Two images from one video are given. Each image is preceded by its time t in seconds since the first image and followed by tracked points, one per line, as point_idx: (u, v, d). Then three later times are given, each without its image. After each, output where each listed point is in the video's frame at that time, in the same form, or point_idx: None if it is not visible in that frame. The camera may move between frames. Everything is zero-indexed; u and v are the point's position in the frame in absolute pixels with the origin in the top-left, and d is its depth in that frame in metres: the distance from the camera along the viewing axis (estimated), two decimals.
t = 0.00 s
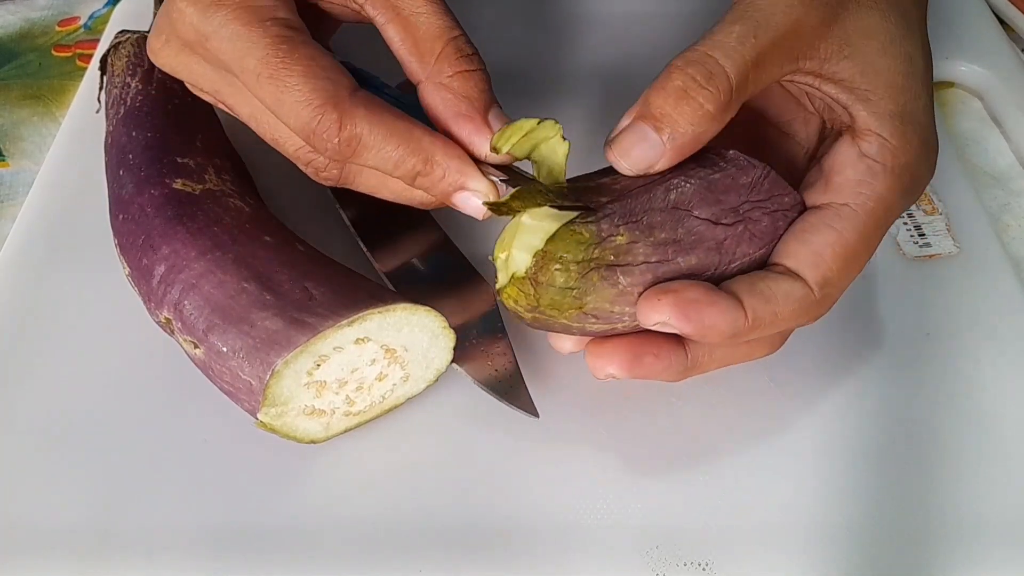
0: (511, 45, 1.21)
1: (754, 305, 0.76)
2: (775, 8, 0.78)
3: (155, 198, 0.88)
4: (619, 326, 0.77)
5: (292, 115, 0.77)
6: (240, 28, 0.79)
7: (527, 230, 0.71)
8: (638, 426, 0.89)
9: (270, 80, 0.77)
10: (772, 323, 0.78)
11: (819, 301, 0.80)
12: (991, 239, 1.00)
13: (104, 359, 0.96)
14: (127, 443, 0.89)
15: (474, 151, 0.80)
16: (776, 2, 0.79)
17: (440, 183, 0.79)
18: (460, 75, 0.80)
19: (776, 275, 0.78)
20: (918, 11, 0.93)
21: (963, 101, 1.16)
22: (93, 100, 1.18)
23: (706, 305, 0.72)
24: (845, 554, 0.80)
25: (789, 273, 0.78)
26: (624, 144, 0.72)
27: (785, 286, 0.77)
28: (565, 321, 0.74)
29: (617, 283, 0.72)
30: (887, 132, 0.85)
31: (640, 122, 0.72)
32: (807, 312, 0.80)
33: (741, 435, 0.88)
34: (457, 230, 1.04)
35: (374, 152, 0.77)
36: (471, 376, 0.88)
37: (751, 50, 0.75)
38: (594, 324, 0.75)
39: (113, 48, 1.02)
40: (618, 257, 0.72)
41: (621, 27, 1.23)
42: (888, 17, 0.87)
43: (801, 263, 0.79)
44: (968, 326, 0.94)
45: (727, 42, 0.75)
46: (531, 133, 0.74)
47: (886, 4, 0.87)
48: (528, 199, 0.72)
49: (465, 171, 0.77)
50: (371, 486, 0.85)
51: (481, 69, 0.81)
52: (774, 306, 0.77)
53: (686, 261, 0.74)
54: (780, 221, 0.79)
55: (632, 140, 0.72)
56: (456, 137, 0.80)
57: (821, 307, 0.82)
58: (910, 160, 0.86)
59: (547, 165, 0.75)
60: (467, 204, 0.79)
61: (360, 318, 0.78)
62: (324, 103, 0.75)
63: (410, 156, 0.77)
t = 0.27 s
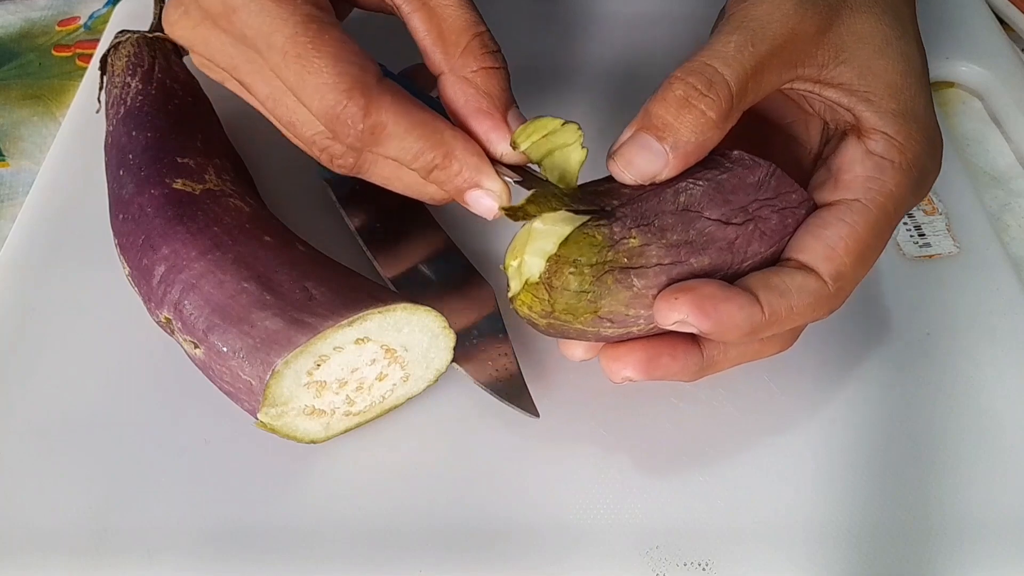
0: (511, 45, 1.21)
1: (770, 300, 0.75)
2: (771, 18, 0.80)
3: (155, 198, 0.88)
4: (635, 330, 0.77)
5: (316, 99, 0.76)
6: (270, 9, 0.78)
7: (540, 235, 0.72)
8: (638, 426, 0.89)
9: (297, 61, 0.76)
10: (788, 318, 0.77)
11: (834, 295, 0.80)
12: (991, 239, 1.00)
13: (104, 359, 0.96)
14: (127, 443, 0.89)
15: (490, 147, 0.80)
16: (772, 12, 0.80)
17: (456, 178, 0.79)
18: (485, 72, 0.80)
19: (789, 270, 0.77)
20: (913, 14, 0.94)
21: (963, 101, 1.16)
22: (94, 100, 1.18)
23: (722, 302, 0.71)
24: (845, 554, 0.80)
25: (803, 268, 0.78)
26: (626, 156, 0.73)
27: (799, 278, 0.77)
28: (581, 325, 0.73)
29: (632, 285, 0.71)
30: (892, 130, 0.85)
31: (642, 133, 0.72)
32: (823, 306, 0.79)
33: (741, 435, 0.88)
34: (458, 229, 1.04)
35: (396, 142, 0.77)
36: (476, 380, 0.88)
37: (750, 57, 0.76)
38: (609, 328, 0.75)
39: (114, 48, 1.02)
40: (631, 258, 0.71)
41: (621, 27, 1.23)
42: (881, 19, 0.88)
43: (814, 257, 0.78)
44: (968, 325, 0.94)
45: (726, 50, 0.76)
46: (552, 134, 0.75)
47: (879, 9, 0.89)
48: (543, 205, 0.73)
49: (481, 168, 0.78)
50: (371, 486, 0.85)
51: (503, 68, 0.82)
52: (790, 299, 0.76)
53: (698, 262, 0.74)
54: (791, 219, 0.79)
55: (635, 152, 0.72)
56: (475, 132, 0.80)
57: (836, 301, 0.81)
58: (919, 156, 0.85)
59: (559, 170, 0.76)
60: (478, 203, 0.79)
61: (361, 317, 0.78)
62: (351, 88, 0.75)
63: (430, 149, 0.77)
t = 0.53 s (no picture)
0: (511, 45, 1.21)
1: (765, 313, 0.75)
2: (766, 30, 0.79)
3: (155, 198, 0.88)
4: (632, 339, 0.77)
5: (329, 103, 0.76)
6: (281, 14, 0.77)
7: (539, 243, 0.72)
8: (638, 426, 0.89)
9: (311, 64, 0.75)
10: (784, 330, 0.77)
11: (832, 307, 0.80)
12: (991, 239, 1.00)
13: (104, 359, 0.96)
14: (127, 442, 0.89)
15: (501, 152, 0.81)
16: (767, 24, 0.80)
17: (466, 183, 0.80)
18: (497, 79, 0.81)
19: (786, 281, 0.77)
20: (915, 14, 0.93)
21: (963, 101, 1.16)
22: (94, 100, 1.18)
23: (716, 315, 0.72)
24: (845, 553, 0.80)
25: (801, 280, 0.78)
26: (622, 171, 0.73)
27: (797, 292, 0.77)
28: (576, 335, 0.74)
29: (627, 298, 0.72)
30: (893, 138, 0.85)
31: (638, 148, 0.73)
32: (821, 318, 0.80)
33: (741, 435, 0.88)
34: (458, 229, 1.04)
35: (408, 146, 0.78)
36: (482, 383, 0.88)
37: (746, 70, 0.76)
38: (605, 337, 0.76)
39: (114, 48, 1.02)
40: (628, 271, 0.72)
41: (621, 27, 1.23)
42: (883, 26, 0.87)
43: (814, 269, 0.78)
44: (968, 325, 0.94)
45: (721, 63, 0.76)
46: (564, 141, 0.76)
47: (880, 13, 0.88)
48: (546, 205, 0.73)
49: (492, 175, 0.79)
50: (371, 485, 0.85)
51: (514, 76, 0.83)
52: (786, 311, 0.76)
53: (695, 276, 0.74)
54: (792, 233, 0.79)
55: (630, 166, 0.73)
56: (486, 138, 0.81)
57: (834, 312, 0.81)
58: (921, 164, 0.85)
59: (567, 177, 0.77)
60: (487, 208, 0.80)
61: (360, 318, 0.78)
62: (365, 92, 0.74)
63: (443, 154, 0.78)
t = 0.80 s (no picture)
0: (511, 45, 1.21)
1: (750, 303, 0.75)
2: (745, 26, 0.80)
3: (155, 198, 0.88)
4: (616, 336, 0.77)
5: (296, 109, 0.77)
6: (252, 22, 0.79)
7: (519, 246, 0.72)
8: (638, 426, 0.89)
9: (276, 73, 0.77)
10: (769, 321, 0.77)
11: (816, 298, 0.80)
12: (991, 239, 1.00)
13: (104, 358, 0.96)
14: (127, 442, 0.89)
15: (471, 155, 0.80)
16: (746, 20, 0.80)
17: (435, 187, 0.78)
18: (459, 80, 0.79)
19: (771, 273, 0.78)
20: (896, 12, 0.94)
21: (963, 101, 1.16)
22: (94, 100, 1.18)
23: (700, 308, 0.72)
24: (845, 553, 0.80)
25: (782, 270, 0.78)
26: (604, 168, 0.73)
27: (780, 282, 0.77)
28: (561, 334, 0.73)
29: (610, 295, 0.72)
30: (875, 131, 0.85)
31: (620, 144, 0.73)
32: (805, 309, 0.80)
33: (741, 435, 0.88)
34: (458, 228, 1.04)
35: (373, 151, 0.77)
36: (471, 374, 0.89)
37: (725, 65, 0.76)
38: (589, 336, 0.75)
39: (114, 48, 1.03)
40: (609, 268, 0.71)
41: (621, 27, 1.24)
42: (863, 23, 0.88)
43: (796, 259, 0.79)
44: (967, 325, 0.94)
45: (699, 58, 0.76)
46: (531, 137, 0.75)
47: (858, 10, 0.89)
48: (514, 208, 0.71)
49: (460, 175, 0.77)
50: (371, 485, 0.85)
51: (481, 75, 0.81)
52: (770, 302, 0.76)
53: (677, 269, 0.74)
54: (770, 224, 0.79)
55: (613, 163, 0.73)
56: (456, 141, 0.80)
57: (818, 303, 0.81)
58: (904, 156, 0.85)
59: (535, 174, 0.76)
60: (458, 209, 0.78)
61: (360, 318, 0.78)
62: (328, 99, 0.76)
63: (407, 158, 0.77)
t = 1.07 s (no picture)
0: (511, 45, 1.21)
1: (766, 309, 0.75)
2: (764, 30, 0.80)
3: (155, 198, 0.88)
4: (633, 339, 0.78)
5: (322, 130, 0.77)
6: (268, 40, 0.77)
7: (540, 243, 0.74)
8: (638, 426, 0.89)
9: (301, 95, 0.76)
10: (784, 327, 0.77)
11: (832, 305, 0.79)
12: (991, 239, 1.00)
13: (104, 358, 0.96)
14: (127, 442, 0.89)
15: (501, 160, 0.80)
16: (765, 25, 0.80)
17: (466, 195, 0.79)
18: (485, 85, 0.80)
19: (788, 279, 0.77)
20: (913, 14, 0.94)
21: (963, 101, 1.16)
22: (94, 100, 1.18)
23: (717, 312, 0.72)
24: (845, 553, 0.80)
25: (800, 277, 0.78)
26: (623, 173, 0.73)
27: (796, 288, 0.77)
28: (577, 334, 0.75)
29: (628, 297, 0.73)
30: (892, 137, 0.85)
31: (637, 150, 0.73)
32: (823, 315, 0.79)
33: (741, 435, 0.88)
34: (458, 229, 1.04)
35: (404, 166, 0.78)
36: (477, 380, 0.88)
37: (743, 70, 0.76)
38: (606, 337, 0.76)
39: (114, 48, 1.03)
40: (629, 271, 0.72)
41: (621, 27, 1.24)
42: (881, 26, 0.87)
43: (812, 264, 0.78)
44: (967, 325, 0.94)
45: (718, 63, 0.76)
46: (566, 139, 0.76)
47: (878, 14, 0.88)
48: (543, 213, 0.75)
49: (490, 182, 0.78)
50: (371, 485, 0.85)
51: (504, 79, 0.81)
52: (787, 308, 0.76)
53: (696, 275, 0.75)
54: (792, 232, 0.79)
55: (631, 168, 0.73)
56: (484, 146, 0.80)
57: (835, 309, 0.81)
58: (919, 162, 0.85)
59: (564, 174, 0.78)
60: (491, 215, 0.79)
61: (361, 318, 0.78)
62: (357, 117, 0.75)
63: (438, 168, 0.77)
